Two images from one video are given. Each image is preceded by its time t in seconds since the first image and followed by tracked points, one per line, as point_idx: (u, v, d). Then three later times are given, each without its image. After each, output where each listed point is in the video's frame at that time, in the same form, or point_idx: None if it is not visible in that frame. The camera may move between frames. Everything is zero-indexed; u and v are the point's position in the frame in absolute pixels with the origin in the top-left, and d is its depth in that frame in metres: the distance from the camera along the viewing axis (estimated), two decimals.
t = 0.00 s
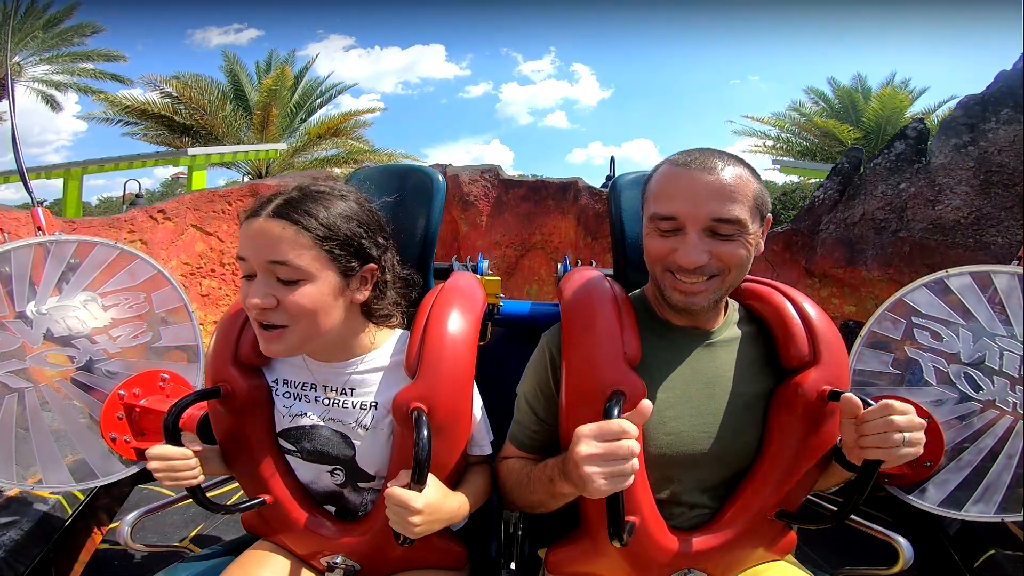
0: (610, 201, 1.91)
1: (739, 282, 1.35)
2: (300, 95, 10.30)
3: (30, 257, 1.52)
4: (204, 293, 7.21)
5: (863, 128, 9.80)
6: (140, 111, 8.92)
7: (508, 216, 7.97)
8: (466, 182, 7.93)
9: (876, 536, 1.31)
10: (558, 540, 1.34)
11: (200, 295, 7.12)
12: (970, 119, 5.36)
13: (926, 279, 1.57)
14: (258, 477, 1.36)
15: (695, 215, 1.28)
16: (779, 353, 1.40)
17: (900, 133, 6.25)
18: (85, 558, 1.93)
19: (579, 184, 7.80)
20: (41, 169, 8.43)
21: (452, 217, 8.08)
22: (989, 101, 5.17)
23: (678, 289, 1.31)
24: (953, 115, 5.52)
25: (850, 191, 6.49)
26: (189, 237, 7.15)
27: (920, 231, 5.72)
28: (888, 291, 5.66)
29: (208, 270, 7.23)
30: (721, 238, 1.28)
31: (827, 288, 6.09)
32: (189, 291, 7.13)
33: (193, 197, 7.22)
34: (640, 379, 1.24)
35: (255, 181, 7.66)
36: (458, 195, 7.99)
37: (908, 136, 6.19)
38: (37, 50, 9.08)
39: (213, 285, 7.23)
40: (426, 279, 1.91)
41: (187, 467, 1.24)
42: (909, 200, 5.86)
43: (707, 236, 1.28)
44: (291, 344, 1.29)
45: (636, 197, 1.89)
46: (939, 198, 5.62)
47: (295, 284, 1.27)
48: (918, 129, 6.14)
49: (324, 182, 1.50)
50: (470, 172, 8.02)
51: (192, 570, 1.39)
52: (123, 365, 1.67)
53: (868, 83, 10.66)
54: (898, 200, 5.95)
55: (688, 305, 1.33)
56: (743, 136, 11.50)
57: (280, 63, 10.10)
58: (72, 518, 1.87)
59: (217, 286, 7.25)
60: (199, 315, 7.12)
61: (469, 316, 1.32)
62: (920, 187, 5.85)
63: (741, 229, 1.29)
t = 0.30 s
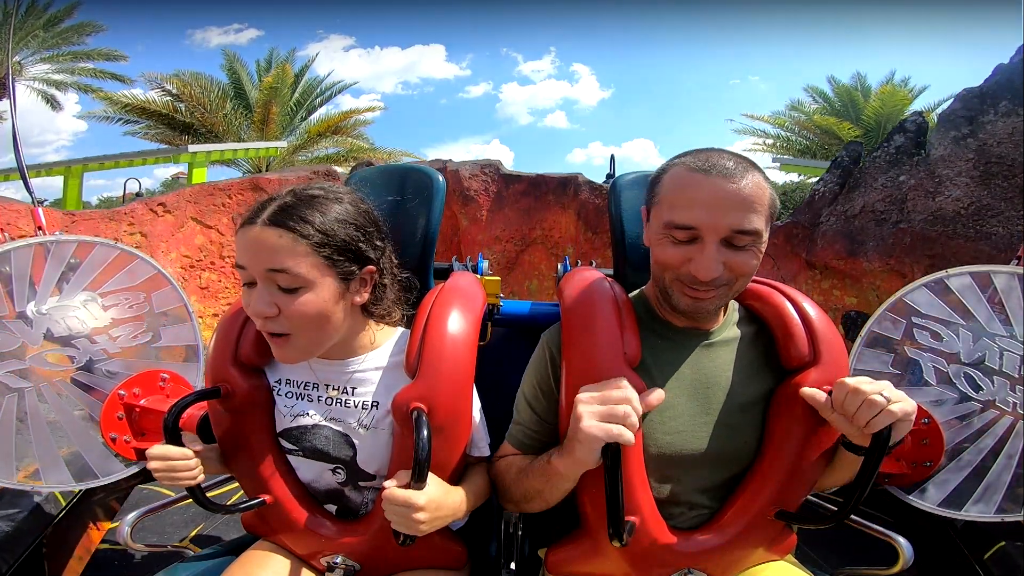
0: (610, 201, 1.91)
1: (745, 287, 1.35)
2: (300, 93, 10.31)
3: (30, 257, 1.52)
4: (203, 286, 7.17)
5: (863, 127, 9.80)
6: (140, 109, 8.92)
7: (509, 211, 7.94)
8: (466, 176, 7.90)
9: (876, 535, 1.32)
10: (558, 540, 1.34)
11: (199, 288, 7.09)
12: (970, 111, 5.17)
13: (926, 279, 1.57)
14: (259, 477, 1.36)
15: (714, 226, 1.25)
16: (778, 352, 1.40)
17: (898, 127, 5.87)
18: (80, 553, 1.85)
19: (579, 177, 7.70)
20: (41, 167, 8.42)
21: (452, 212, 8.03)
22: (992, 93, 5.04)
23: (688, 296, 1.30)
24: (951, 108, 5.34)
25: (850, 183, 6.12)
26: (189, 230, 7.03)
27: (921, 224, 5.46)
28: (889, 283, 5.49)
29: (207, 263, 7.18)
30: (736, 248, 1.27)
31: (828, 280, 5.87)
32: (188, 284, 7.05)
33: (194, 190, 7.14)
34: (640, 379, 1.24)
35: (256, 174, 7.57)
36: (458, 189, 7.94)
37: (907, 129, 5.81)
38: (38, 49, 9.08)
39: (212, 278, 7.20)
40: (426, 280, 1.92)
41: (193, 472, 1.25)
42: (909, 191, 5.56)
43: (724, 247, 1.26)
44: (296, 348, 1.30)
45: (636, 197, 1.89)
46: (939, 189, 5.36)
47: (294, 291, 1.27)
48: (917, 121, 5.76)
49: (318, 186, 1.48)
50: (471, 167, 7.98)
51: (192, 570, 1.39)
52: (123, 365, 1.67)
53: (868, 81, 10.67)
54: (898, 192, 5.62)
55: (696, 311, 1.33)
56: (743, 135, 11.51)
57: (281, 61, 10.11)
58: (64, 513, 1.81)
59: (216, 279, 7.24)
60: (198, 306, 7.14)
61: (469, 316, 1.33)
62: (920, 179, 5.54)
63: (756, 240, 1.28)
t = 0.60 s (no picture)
0: (610, 201, 1.91)
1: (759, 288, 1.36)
2: (301, 92, 10.30)
3: (30, 257, 1.53)
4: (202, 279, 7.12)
5: (862, 124, 9.80)
6: (140, 107, 8.93)
7: (509, 205, 7.94)
8: (466, 171, 7.88)
9: (877, 536, 1.32)
10: (558, 540, 1.34)
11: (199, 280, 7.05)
12: (967, 105, 4.94)
13: (926, 279, 1.57)
14: (259, 475, 1.36)
15: (749, 235, 1.22)
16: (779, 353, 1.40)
17: (896, 119, 5.69)
18: (75, 549, 1.85)
19: (579, 172, 7.68)
20: (42, 165, 8.42)
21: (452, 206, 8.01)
22: (986, 88, 4.71)
23: (710, 304, 1.28)
24: (949, 101, 5.14)
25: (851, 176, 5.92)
26: (189, 223, 7.04)
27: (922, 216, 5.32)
28: (889, 273, 5.38)
29: (207, 256, 7.14)
30: (765, 258, 1.25)
31: (829, 272, 5.68)
32: (188, 276, 7.03)
33: (193, 183, 7.15)
34: (640, 380, 1.23)
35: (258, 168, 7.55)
36: (459, 183, 7.94)
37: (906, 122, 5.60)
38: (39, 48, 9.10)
39: (212, 270, 7.16)
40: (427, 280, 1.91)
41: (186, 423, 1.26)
42: (909, 183, 5.42)
43: (755, 257, 1.24)
44: (322, 347, 1.35)
45: (636, 197, 1.89)
46: (939, 180, 5.27)
47: (319, 296, 1.30)
48: (916, 113, 5.55)
49: (330, 193, 1.49)
50: (471, 161, 7.99)
51: (192, 570, 1.39)
52: (122, 365, 1.67)
53: (868, 79, 10.65)
54: (898, 183, 5.47)
55: (713, 317, 1.31)
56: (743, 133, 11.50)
57: (281, 59, 10.11)
58: (57, 506, 1.81)
59: (217, 271, 7.18)
60: (197, 299, 7.04)
61: (469, 316, 1.33)
62: (920, 171, 5.40)
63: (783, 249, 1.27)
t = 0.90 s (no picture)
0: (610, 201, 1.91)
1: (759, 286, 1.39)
2: (301, 90, 10.29)
3: (31, 256, 1.52)
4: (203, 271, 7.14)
5: (862, 123, 9.79)
6: (140, 105, 8.92)
7: (509, 200, 7.94)
8: (466, 165, 7.88)
9: (876, 535, 1.31)
10: (558, 540, 1.34)
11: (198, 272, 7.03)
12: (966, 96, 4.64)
13: (926, 279, 1.57)
14: (260, 472, 1.36)
15: (761, 242, 1.22)
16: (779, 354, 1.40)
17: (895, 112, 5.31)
18: (71, 543, 1.91)
19: (579, 167, 7.65)
20: (42, 163, 8.41)
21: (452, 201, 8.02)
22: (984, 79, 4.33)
23: (715, 308, 1.28)
24: (947, 94, 4.83)
25: (850, 168, 5.56)
26: (189, 216, 7.06)
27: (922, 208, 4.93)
28: (891, 263, 4.99)
29: (207, 248, 7.14)
30: (774, 263, 1.25)
31: (830, 263, 5.34)
32: (187, 269, 7.04)
33: (194, 176, 7.16)
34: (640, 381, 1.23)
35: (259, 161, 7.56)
36: (459, 178, 7.94)
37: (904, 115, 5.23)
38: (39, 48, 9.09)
39: (211, 263, 7.16)
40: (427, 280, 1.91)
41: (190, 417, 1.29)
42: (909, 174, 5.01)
43: (764, 263, 1.24)
44: (339, 332, 1.38)
45: (636, 198, 1.90)
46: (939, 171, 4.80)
47: (342, 282, 1.35)
48: (916, 107, 5.21)
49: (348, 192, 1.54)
50: (471, 156, 7.99)
51: (193, 570, 1.39)
52: (123, 365, 1.67)
53: (869, 77, 10.64)
54: (898, 175, 5.08)
55: (716, 320, 1.31)
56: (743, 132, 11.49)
57: (281, 58, 10.10)
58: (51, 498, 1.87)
59: (216, 264, 7.14)
60: (196, 292, 7.05)
61: (469, 316, 1.33)
62: (919, 163, 4.95)
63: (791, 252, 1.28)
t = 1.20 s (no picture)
0: (610, 201, 1.91)
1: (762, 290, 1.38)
2: (301, 88, 10.28)
3: (31, 256, 1.52)
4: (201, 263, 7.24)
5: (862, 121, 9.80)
6: (140, 103, 8.93)
7: (509, 195, 7.95)
8: (466, 160, 7.91)
9: (876, 535, 1.29)
10: (558, 539, 1.34)
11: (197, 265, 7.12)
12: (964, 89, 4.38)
13: (926, 279, 1.57)
14: (260, 472, 1.36)
15: (764, 236, 1.23)
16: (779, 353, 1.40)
17: (894, 105, 5.28)
18: (65, 539, 1.85)
19: (579, 162, 7.66)
20: (42, 160, 8.42)
21: (452, 196, 8.05)
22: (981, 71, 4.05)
23: (721, 305, 1.28)
24: (948, 84, 4.64)
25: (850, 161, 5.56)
26: (189, 209, 7.14)
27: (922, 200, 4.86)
28: (892, 255, 5.03)
29: (207, 241, 7.24)
30: (777, 257, 1.26)
31: (830, 255, 5.39)
32: (187, 262, 7.14)
33: (194, 170, 7.21)
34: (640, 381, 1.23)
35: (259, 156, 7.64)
36: (459, 172, 7.96)
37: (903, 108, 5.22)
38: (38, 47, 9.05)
39: (210, 256, 7.25)
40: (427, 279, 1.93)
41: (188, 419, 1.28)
42: (909, 166, 4.99)
43: (768, 255, 1.24)
44: (342, 314, 1.37)
45: (636, 197, 1.89)
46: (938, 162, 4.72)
47: (353, 260, 1.37)
48: (914, 100, 5.16)
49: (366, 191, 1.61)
50: (471, 151, 8.02)
51: (193, 569, 1.39)
52: (123, 365, 1.66)
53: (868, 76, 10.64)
54: (898, 167, 5.07)
55: (721, 318, 1.31)
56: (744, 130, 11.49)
57: (281, 56, 10.10)
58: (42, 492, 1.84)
59: (215, 257, 7.28)
60: (195, 284, 7.17)
61: (470, 316, 1.33)
62: (918, 155, 4.96)
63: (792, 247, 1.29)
